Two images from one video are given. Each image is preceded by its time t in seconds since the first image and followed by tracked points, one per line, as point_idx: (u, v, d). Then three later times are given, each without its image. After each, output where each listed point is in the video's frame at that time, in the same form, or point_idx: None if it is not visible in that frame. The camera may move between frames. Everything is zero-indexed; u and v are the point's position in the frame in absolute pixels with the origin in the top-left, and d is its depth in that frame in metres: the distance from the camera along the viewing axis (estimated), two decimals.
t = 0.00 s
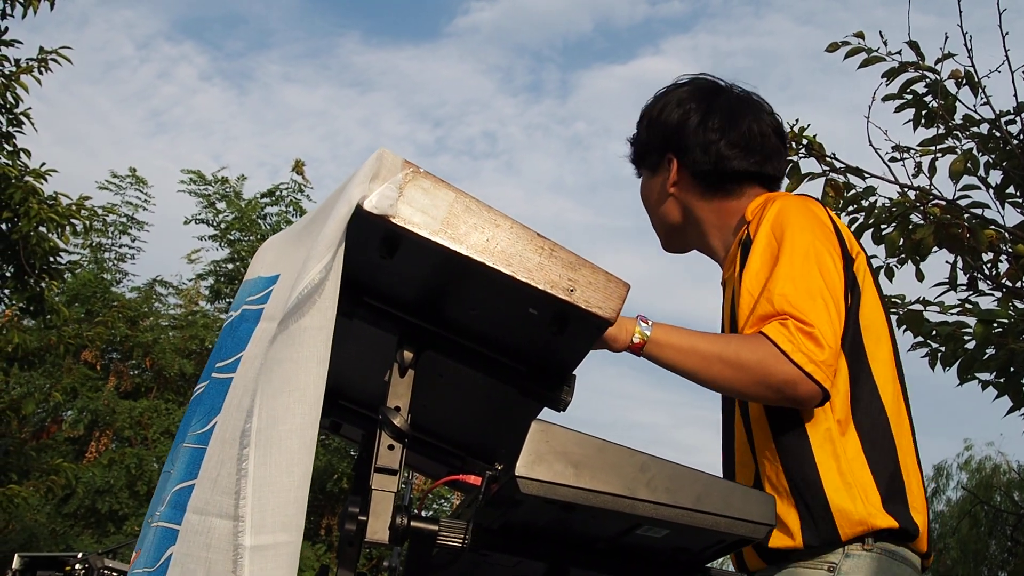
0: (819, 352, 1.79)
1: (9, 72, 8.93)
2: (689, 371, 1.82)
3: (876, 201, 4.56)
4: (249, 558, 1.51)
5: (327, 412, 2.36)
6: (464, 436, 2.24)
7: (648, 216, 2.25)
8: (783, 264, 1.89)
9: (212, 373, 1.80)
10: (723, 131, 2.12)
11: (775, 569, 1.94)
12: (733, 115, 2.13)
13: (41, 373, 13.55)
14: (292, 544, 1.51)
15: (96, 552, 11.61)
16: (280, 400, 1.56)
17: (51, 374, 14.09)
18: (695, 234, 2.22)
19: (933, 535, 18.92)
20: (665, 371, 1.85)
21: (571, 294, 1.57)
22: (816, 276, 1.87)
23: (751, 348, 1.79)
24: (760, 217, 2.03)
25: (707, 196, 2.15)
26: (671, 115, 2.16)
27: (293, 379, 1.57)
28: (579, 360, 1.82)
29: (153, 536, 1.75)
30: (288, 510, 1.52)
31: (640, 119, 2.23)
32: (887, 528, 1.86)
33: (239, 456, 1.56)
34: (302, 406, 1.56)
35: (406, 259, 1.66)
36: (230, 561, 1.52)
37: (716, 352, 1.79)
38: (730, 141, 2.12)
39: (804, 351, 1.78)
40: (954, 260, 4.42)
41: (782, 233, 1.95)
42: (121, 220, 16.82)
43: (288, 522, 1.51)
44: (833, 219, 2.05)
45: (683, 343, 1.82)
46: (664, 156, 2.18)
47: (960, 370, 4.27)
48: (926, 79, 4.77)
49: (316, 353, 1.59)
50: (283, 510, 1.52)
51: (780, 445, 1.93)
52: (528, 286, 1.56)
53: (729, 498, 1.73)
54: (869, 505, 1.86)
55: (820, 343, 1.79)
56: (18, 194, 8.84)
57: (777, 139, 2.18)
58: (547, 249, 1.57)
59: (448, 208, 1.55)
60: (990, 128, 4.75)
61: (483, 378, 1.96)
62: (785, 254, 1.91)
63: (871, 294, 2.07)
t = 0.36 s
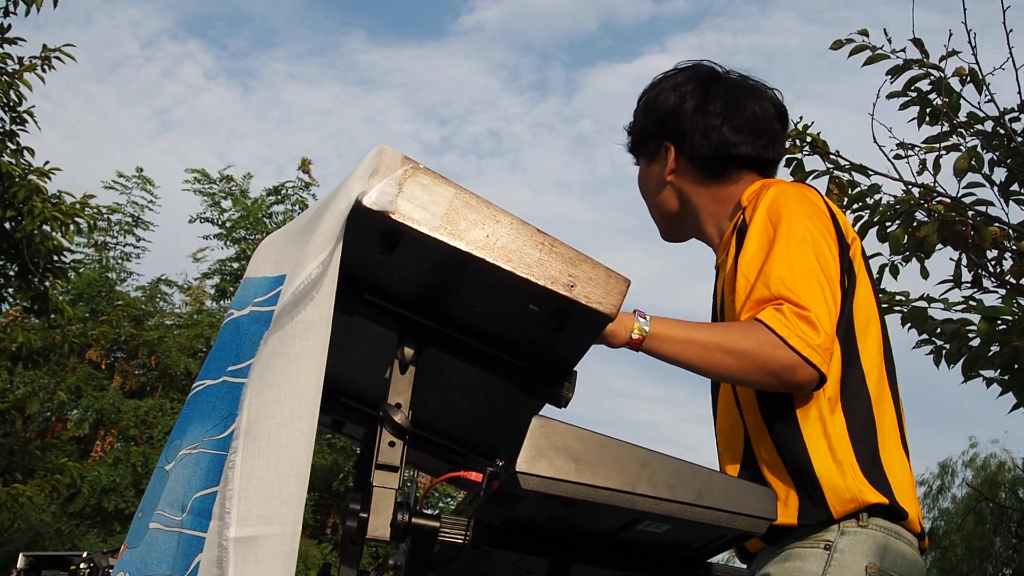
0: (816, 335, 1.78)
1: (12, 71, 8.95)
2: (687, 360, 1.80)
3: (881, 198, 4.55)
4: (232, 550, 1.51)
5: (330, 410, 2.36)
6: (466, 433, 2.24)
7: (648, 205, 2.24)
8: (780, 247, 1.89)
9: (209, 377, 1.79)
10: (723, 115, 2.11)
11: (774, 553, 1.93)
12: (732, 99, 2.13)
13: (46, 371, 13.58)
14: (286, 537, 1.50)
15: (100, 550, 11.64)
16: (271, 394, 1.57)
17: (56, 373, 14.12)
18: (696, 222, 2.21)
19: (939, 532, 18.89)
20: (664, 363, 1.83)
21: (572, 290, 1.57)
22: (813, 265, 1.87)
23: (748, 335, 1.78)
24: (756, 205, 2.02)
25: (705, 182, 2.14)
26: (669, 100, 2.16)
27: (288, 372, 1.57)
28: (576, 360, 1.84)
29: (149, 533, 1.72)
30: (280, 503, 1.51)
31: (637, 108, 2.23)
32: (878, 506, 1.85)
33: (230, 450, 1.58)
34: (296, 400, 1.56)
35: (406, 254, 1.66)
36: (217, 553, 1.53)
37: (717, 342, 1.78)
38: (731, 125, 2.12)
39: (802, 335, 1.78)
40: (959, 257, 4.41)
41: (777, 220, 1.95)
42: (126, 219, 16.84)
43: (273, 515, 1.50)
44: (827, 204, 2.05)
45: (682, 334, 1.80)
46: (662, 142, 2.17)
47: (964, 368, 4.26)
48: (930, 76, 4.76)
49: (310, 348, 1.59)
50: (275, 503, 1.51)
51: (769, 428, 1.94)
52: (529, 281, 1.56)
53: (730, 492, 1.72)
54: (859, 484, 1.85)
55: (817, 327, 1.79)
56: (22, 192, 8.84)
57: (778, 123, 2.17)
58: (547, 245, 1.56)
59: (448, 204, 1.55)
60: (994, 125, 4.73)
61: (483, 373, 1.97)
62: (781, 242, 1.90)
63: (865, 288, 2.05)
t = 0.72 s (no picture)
0: (813, 335, 1.78)
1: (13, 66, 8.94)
2: (685, 349, 1.79)
3: (882, 193, 4.54)
4: (211, 540, 1.52)
5: (332, 406, 2.35)
6: (468, 429, 2.23)
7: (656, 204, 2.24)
8: (784, 248, 1.88)
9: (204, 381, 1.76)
10: (729, 113, 2.11)
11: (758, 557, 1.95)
12: (740, 98, 2.13)
13: (48, 367, 13.58)
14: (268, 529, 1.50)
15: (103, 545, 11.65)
16: (258, 387, 1.58)
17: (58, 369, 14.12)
18: (704, 222, 2.20)
19: (941, 526, 18.90)
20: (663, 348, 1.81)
21: (575, 286, 1.56)
22: (817, 265, 1.86)
23: (744, 329, 1.77)
24: (764, 205, 2.02)
25: (714, 179, 2.14)
26: (680, 100, 2.15)
27: (279, 365, 1.58)
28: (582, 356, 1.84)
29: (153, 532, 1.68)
30: (264, 495, 1.52)
31: (646, 107, 2.23)
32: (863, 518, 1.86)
33: (217, 441, 1.59)
34: (286, 393, 1.56)
35: (409, 252, 1.66)
36: (198, 543, 1.55)
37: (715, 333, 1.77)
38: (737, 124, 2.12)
39: (798, 333, 1.77)
40: (961, 252, 4.40)
41: (788, 219, 1.94)
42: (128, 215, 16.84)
43: (251, 506, 1.51)
44: (836, 209, 2.03)
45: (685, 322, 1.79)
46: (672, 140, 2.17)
47: (967, 362, 4.26)
48: (931, 71, 4.75)
49: (304, 343, 1.59)
50: (259, 495, 1.52)
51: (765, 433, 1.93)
52: (531, 278, 1.56)
53: (733, 489, 1.72)
54: (846, 493, 1.86)
55: (814, 326, 1.78)
56: (24, 188, 8.84)
57: (784, 123, 2.17)
58: (551, 242, 1.56)
59: (451, 202, 1.55)
60: (996, 120, 4.72)
61: (485, 370, 1.96)
62: (789, 241, 1.89)
63: (871, 289, 2.07)
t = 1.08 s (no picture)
0: (815, 345, 1.79)
1: (11, 65, 8.93)
2: (686, 364, 1.81)
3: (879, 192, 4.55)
4: (220, 542, 1.52)
5: (331, 405, 2.36)
6: (466, 428, 2.25)
7: (620, 240, 2.23)
8: (777, 259, 1.89)
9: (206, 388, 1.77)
10: (677, 146, 2.10)
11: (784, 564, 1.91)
12: (683, 128, 2.12)
13: (45, 366, 13.58)
14: (273, 529, 1.51)
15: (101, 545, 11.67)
16: (263, 387, 1.59)
17: (55, 367, 14.12)
18: (674, 249, 2.21)
19: (938, 524, 18.92)
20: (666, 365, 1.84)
21: (573, 285, 1.57)
22: (809, 275, 1.87)
23: (748, 342, 1.78)
24: (749, 220, 2.02)
25: (680, 213, 2.14)
26: (623, 142, 2.12)
27: (283, 365, 1.60)
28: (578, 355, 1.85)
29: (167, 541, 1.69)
30: (269, 495, 1.53)
31: (586, 152, 2.19)
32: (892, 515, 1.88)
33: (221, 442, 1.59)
34: (291, 392, 1.58)
35: (408, 251, 1.66)
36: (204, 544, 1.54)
37: (716, 346, 1.79)
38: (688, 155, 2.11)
39: (801, 343, 1.78)
40: (958, 251, 4.41)
41: (774, 232, 1.95)
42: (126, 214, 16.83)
43: (263, 507, 1.52)
44: (816, 218, 2.04)
45: (685, 336, 1.81)
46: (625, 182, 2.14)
47: (963, 361, 4.27)
48: (928, 70, 4.75)
49: (307, 344, 1.61)
50: (264, 494, 1.53)
51: (783, 444, 1.93)
52: (529, 277, 1.57)
53: (731, 488, 1.73)
54: (874, 493, 1.87)
55: (815, 336, 1.79)
56: (21, 187, 8.84)
57: (729, 140, 2.18)
58: (548, 241, 1.57)
59: (449, 201, 1.55)
60: (993, 119, 4.73)
61: (483, 368, 1.96)
62: (779, 253, 1.90)
63: (860, 286, 2.07)
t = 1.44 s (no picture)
0: (813, 333, 1.79)
1: (10, 63, 8.92)
2: (685, 346, 1.79)
3: (879, 189, 4.55)
4: (249, 548, 1.52)
5: (332, 403, 2.36)
6: (467, 426, 2.25)
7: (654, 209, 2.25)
8: (789, 248, 1.90)
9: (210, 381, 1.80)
10: (727, 125, 2.10)
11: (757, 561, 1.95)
12: (738, 110, 2.12)
13: (44, 363, 13.58)
14: (293, 535, 1.51)
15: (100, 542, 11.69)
16: (279, 392, 1.58)
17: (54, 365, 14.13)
18: (701, 229, 2.21)
19: (937, 520, 18.94)
20: (658, 340, 1.79)
21: (575, 285, 1.57)
22: (819, 265, 1.88)
23: (745, 324, 1.78)
24: (769, 208, 2.03)
25: (713, 191, 2.15)
26: (679, 111, 2.14)
27: (296, 368, 1.59)
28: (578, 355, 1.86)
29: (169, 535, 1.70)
30: (287, 500, 1.52)
31: (647, 116, 2.22)
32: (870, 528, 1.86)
33: (241, 448, 1.58)
34: (305, 395, 1.57)
35: (409, 251, 1.67)
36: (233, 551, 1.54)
37: (715, 331, 1.77)
38: (735, 135, 2.11)
39: (799, 330, 1.78)
40: (957, 248, 4.41)
41: (791, 223, 1.95)
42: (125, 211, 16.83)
43: (287, 513, 1.52)
44: (837, 215, 2.04)
45: (681, 316, 1.78)
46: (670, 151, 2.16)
47: (963, 358, 4.27)
48: (927, 67, 4.75)
49: (315, 344, 1.60)
50: (283, 500, 1.52)
51: (766, 434, 1.94)
52: (531, 277, 1.57)
53: (733, 487, 1.73)
54: (854, 502, 1.87)
55: (814, 324, 1.79)
56: (20, 185, 8.83)
57: (782, 134, 2.16)
58: (550, 241, 1.57)
59: (452, 200, 1.55)
60: (992, 116, 4.73)
61: (483, 367, 1.96)
62: (791, 242, 1.91)
63: (870, 288, 2.09)
